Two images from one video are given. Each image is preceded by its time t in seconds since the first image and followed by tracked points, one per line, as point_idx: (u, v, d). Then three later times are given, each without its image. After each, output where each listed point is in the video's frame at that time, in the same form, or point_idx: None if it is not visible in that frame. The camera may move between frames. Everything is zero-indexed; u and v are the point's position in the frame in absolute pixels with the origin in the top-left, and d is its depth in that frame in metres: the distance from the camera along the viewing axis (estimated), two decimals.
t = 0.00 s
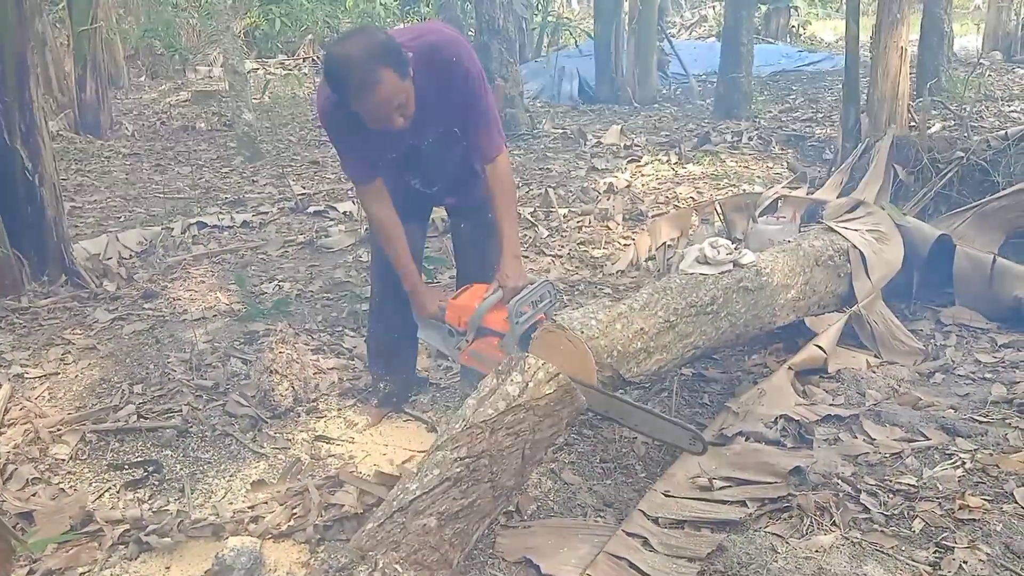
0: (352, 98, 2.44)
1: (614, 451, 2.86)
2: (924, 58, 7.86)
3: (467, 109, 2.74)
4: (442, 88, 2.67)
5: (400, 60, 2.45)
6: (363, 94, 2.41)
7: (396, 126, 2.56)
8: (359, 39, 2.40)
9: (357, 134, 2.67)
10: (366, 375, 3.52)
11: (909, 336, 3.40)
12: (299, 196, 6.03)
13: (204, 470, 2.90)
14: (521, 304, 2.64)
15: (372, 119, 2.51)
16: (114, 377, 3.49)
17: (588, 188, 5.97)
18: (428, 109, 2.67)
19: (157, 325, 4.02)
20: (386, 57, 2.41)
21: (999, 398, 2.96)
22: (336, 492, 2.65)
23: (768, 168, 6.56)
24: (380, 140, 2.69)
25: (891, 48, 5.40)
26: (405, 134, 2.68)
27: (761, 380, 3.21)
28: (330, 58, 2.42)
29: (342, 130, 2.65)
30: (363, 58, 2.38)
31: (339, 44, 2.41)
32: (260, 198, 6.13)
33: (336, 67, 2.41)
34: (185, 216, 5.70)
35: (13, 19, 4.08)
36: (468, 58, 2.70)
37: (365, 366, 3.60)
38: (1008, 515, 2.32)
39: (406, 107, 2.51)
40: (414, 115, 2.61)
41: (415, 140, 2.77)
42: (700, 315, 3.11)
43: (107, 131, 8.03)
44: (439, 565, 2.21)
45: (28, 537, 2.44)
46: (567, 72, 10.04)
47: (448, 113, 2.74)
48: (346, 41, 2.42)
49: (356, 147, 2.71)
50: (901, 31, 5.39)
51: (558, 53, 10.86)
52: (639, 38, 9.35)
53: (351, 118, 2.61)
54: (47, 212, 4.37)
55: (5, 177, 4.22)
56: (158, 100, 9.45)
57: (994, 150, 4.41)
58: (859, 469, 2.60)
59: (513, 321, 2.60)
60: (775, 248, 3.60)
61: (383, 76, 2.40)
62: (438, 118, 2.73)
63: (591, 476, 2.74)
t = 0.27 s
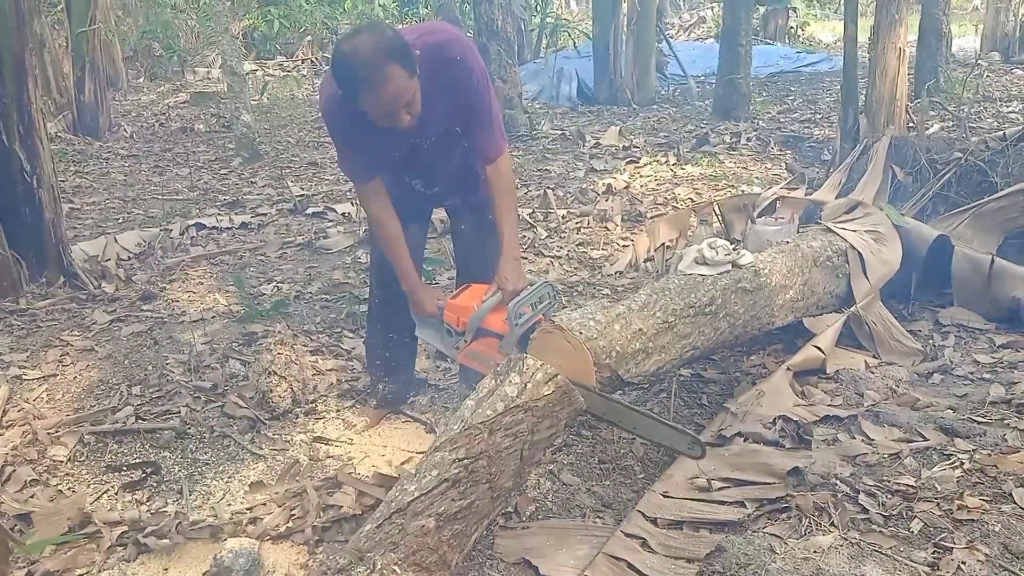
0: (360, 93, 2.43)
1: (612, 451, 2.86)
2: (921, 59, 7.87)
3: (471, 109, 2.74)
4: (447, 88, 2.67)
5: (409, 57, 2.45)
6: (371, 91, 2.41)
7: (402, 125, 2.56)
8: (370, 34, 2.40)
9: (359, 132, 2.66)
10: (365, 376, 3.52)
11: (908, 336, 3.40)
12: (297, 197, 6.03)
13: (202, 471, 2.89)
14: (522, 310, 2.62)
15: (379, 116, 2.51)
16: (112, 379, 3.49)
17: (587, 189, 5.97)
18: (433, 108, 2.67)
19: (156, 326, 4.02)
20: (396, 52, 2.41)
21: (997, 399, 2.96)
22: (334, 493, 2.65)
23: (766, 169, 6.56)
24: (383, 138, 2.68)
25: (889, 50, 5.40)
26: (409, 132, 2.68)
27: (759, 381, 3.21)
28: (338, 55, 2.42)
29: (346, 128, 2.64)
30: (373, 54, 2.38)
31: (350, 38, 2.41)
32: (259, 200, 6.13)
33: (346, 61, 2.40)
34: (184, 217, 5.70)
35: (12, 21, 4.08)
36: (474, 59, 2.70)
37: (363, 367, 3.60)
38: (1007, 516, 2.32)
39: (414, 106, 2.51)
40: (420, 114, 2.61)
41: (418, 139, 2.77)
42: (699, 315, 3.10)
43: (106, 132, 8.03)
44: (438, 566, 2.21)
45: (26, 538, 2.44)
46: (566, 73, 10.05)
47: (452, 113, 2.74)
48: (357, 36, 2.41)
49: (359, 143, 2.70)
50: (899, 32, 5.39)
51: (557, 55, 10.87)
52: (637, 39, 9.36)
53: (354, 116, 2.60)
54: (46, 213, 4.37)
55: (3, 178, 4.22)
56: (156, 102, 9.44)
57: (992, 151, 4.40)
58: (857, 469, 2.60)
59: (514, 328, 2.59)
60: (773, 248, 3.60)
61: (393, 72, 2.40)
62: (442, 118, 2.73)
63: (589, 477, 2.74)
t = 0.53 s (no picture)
0: (363, 78, 2.43)
1: (612, 453, 2.87)
2: (921, 61, 7.88)
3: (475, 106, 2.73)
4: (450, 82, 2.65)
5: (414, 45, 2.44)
6: (375, 77, 2.41)
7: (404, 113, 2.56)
8: (376, 19, 2.40)
9: (361, 121, 2.66)
10: (365, 378, 3.52)
11: (907, 337, 3.40)
12: (297, 199, 6.04)
13: (202, 473, 2.89)
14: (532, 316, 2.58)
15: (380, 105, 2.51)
16: (112, 380, 3.49)
17: (587, 191, 5.98)
18: (435, 102, 2.67)
19: (156, 328, 4.02)
20: (401, 39, 2.41)
21: (997, 400, 2.96)
22: (334, 494, 2.65)
23: (766, 170, 6.57)
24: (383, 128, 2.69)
25: (888, 51, 5.41)
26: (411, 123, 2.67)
27: (759, 382, 3.21)
28: (345, 39, 2.41)
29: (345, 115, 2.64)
30: (379, 40, 2.37)
31: (356, 23, 2.41)
32: (259, 201, 6.14)
33: (351, 45, 2.40)
34: (184, 219, 5.71)
35: (12, 22, 4.08)
36: (479, 54, 2.67)
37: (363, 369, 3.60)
38: (1006, 517, 2.33)
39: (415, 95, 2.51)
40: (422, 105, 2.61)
41: (421, 131, 2.76)
42: (698, 316, 3.10)
43: (106, 134, 8.04)
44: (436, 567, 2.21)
45: (26, 539, 2.44)
46: (565, 75, 10.07)
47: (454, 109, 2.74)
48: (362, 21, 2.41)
49: (361, 131, 2.70)
50: (898, 34, 5.41)
51: (556, 56, 10.89)
52: (637, 41, 9.37)
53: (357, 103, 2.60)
54: (46, 215, 4.38)
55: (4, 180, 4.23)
56: (156, 104, 9.45)
57: (992, 152, 4.39)
58: (857, 471, 2.60)
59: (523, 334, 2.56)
60: (772, 249, 3.61)
61: (396, 58, 2.40)
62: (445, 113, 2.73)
63: (589, 478, 2.74)
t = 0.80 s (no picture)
0: (373, 64, 2.43)
1: (613, 455, 2.87)
2: (922, 64, 7.89)
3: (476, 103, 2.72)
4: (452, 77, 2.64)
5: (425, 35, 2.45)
6: (385, 63, 2.40)
7: (406, 104, 2.55)
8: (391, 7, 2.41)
9: (365, 111, 2.64)
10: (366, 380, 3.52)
11: (909, 340, 3.41)
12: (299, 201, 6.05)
13: (204, 475, 2.90)
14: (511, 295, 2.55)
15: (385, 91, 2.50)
16: (114, 383, 3.50)
17: (588, 193, 5.99)
18: (437, 96, 2.65)
19: (158, 330, 4.03)
20: (414, 28, 2.42)
21: (998, 403, 2.97)
22: (336, 497, 2.66)
23: (767, 173, 6.58)
24: (382, 120, 2.67)
25: (889, 55, 5.42)
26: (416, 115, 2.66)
27: (759, 385, 3.22)
28: (358, 22, 2.41)
29: (345, 106, 2.61)
30: (390, 26, 2.38)
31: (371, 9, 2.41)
32: (260, 204, 6.15)
33: (364, 31, 2.40)
34: (185, 221, 5.72)
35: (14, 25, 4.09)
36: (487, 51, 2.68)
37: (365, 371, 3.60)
38: (1007, 520, 2.33)
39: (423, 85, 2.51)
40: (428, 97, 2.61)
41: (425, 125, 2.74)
42: (699, 319, 3.09)
43: (108, 136, 8.04)
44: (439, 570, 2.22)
45: (30, 540, 2.44)
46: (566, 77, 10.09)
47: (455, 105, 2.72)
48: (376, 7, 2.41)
49: (364, 121, 2.67)
50: (899, 37, 5.41)
51: (557, 59, 10.90)
52: (638, 43, 9.38)
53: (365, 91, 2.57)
54: (48, 217, 4.39)
55: (6, 183, 4.24)
56: (157, 106, 9.46)
57: (993, 155, 4.39)
58: (858, 474, 2.60)
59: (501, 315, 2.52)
60: (773, 253, 3.61)
61: (410, 46, 2.41)
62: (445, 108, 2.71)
63: (590, 481, 2.75)
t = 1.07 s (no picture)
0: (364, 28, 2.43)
1: (615, 458, 2.87)
2: (923, 67, 7.91)
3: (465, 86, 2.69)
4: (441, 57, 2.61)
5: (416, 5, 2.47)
6: (378, 25, 2.40)
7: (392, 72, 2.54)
8: None
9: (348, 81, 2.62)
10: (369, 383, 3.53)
11: (911, 343, 3.40)
12: (301, 204, 6.06)
13: (207, 477, 2.90)
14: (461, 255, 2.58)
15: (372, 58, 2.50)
16: (117, 385, 3.50)
17: (589, 197, 5.99)
18: (425, 75, 2.63)
19: (160, 333, 4.03)
20: None
21: (1000, 406, 2.97)
22: (339, 499, 2.66)
23: (768, 176, 6.59)
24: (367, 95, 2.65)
25: (891, 58, 5.44)
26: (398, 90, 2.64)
27: (762, 388, 3.22)
28: None
29: (329, 75, 2.60)
30: None
31: None
32: (262, 206, 6.16)
33: None
34: (188, 224, 5.72)
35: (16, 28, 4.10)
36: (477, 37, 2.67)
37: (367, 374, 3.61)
38: (1009, 523, 2.33)
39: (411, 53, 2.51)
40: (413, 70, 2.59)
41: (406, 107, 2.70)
42: (702, 322, 3.08)
43: (110, 139, 8.06)
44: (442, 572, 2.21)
45: (34, 541, 2.45)
46: (568, 80, 10.11)
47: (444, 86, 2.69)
48: None
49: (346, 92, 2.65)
50: (901, 41, 5.43)
51: (559, 62, 10.92)
52: (639, 46, 9.40)
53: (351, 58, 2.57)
54: (50, 220, 4.40)
55: (9, 185, 4.25)
56: (159, 109, 9.47)
57: (994, 159, 4.41)
58: (860, 477, 2.61)
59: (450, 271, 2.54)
60: (775, 256, 3.61)
61: (403, 12, 2.42)
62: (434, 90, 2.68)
63: (593, 483, 2.75)
